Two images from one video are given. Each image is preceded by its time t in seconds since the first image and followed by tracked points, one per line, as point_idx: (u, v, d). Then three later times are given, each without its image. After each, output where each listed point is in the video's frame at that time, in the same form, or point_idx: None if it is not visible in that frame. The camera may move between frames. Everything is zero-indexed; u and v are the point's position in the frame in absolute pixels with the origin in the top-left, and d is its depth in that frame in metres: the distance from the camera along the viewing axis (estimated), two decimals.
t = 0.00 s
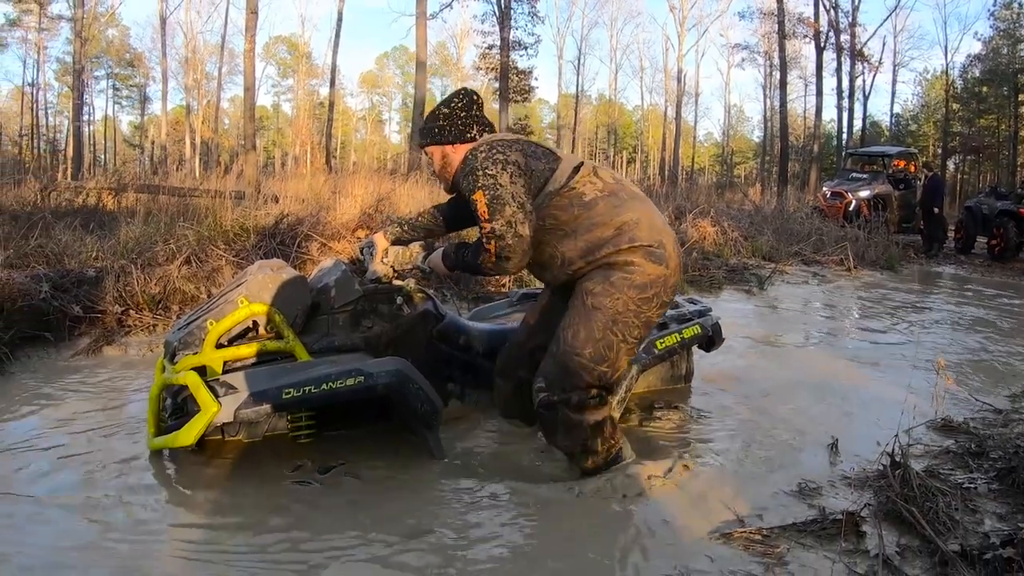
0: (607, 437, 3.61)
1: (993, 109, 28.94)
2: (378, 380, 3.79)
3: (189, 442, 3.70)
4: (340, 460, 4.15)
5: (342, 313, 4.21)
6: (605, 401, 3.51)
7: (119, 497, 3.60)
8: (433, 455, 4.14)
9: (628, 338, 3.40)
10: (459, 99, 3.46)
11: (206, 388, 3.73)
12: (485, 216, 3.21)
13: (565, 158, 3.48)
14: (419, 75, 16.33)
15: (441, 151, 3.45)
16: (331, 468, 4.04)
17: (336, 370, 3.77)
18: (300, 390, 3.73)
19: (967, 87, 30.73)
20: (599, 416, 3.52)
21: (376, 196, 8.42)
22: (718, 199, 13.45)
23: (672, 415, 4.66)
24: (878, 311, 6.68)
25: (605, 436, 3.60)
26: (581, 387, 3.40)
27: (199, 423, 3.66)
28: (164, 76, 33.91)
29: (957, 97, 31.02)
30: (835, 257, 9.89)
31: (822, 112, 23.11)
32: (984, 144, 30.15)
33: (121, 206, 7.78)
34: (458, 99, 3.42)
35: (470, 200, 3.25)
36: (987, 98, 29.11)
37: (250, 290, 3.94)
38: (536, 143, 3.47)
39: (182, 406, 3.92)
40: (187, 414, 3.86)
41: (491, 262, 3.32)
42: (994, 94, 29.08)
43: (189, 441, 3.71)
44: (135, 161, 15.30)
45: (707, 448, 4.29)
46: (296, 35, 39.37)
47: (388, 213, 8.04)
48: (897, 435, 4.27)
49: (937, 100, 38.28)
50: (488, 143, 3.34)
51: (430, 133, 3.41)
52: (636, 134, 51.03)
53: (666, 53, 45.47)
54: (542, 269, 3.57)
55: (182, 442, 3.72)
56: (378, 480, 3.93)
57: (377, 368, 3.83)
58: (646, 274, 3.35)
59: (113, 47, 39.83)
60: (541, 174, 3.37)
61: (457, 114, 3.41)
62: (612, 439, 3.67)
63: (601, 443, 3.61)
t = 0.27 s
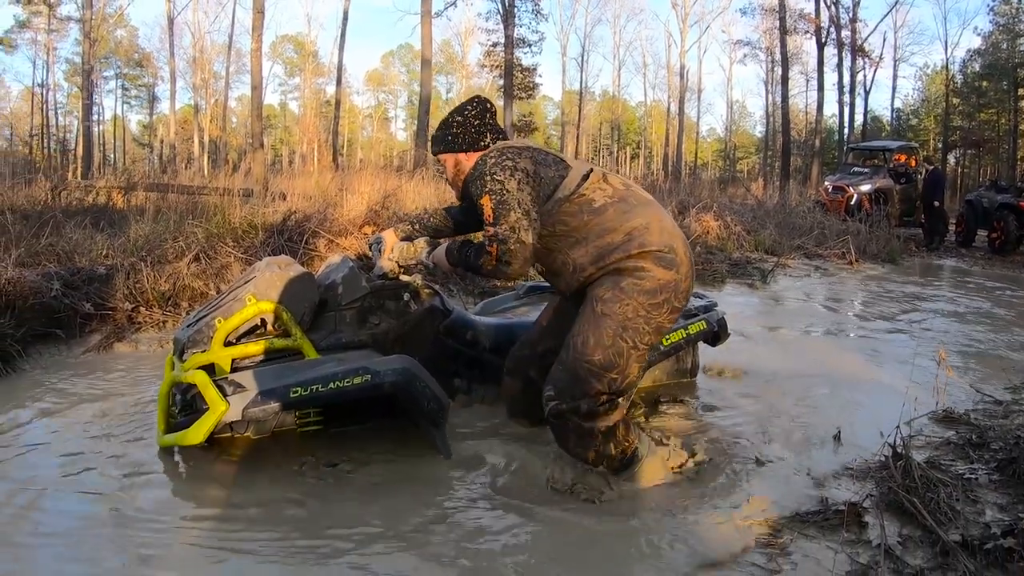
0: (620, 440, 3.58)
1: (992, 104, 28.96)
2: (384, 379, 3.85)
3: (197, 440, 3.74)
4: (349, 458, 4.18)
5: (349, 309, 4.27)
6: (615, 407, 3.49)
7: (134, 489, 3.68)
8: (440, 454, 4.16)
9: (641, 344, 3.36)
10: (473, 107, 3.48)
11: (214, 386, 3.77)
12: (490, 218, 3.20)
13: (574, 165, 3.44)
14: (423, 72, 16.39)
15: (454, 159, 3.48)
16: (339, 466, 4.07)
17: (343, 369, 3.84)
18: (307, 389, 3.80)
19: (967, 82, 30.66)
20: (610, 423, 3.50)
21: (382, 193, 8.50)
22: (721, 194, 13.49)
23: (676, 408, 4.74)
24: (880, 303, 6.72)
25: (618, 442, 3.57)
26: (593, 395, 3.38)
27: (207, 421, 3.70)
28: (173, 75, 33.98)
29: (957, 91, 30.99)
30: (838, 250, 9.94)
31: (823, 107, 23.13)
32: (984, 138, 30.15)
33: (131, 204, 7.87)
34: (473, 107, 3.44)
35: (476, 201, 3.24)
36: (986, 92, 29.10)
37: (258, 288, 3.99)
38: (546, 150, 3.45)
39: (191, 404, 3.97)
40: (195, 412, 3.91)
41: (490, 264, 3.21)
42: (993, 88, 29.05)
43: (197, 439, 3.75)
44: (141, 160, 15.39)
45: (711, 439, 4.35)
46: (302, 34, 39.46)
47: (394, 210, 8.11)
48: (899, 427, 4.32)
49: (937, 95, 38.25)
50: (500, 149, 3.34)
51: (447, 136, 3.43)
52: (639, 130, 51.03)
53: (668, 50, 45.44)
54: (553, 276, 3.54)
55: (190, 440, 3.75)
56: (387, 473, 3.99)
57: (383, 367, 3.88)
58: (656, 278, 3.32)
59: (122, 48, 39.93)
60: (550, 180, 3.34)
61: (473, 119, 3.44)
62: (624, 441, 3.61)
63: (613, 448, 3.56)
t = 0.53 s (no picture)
0: (616, 434, 3.66)
1: (989, 98, 28.99)
2: (378, 374, 3.94)
3: (194, 434, 3.79)
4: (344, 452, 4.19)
5: (346, 305, 4.29)
6: (607, 403, 3.59)
7: (144, 481, 3.74)
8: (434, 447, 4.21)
9: (628, 338, 3.40)
10: (464, 100, 3.50)
11: (211, 381, 3.83)
12: (479, 212, 3.27)
13: (563, 155, 3.47)
14: (425, 70, 16.46)
15: (445, 152, 3.53)
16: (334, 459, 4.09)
17: (337, 364, 3.92)
18: (302, 383, 3.86)
19: (964, 76, 30.61)
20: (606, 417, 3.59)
21: (386, 189, 8.57)
22: (721, 189, 13.53)
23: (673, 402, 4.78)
24: (879, 296, 6.77)
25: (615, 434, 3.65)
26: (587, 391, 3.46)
27: (203, 415, 3.76)
28: (178, 74, 34.04)
29: (955, 86, 30.99)
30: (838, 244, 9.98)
31: (822, 102, 23.16)
32: (982, 133, 30.16)
33: (138, 202, 7.96)
34: (464, 100, 3.46)
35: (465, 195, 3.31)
36: (983, 87, 29.10)
37: (255, 284, 4.04)
38: (534, 141, 3.48)
39: (190, 398, 4.02)
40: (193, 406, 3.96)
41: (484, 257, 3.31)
42: (990, 83, 29.01)
43: (195, 433, 3.80)
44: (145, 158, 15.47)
45: (711, 432, 4.39)
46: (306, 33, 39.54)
47: (397, 207, 8.17)
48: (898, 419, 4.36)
49: (933, 89, 38.14)
50: (488, 141, 3.38)
51: (437, 128, 3.46)
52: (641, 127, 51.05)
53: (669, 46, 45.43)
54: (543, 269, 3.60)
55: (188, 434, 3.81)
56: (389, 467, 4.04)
57: (377, 362, 3.97)
58: (641, 271, 3.34)
59: (126, 47, 40.01)
60: (538, 171, 3.38)
61: (464, 112, 3.47)
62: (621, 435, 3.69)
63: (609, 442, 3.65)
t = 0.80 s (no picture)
0: (613, 431, 3.70)
1: (986, 94, 29.01)
2: (369, 371, 3.74)
3: (184, 432, 3.67)
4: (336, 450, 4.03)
5: (337, 304, 4.24)
6: (601, 401, 3.63)
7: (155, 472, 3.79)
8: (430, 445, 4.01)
9: (617, 336, 3.43)
10: (444, 95, 3.55)
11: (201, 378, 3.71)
12: (466, 210, 3.27)
13: (546, 151, 3.51)
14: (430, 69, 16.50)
15: (429, 148, 3.59)
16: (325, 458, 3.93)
17: (329, 362, 3.75)
18: (292, 381, 3.70)
19: (960, 73, 30.46)
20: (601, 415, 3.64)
21: (390, 186, 8.63)
22: (722, 185, 13.57)
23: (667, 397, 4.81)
24: (879, 291, 6.81)
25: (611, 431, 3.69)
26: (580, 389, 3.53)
27: (194, 413, 3.64)
28: (186, 74, 34.05)
29: (953, 83, 30.99)
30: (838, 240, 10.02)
31: (822, 98, 23.18)
32: (980, 129, 30.14)
33: (146, 201, 8.03)
34: (444, 95, 3.51)
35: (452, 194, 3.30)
36: (980, 84, 29.09)
37: (247, 281, 4.02)
38: (516, 137, 3.49)
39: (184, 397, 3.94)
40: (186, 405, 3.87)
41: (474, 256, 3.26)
42: (987, 79, 28.96)
43: (185, 432, 3.68)
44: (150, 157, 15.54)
45: (713, 426, 4.43)
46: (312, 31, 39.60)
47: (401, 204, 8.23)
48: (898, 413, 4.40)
49: (931, 86, 37.93)
50: (471, 138, 3.41)
51: (418, 126, 3.54)
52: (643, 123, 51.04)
53: (671, 44, 45.41)
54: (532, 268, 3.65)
55: (178, 433, 3.69)
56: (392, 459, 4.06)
57: (368, 359, 3.78)
58: (627, 268, 3.37)
59: (133, 47, 40.08)
60: (521, 168, 3.40)
61: (444, 107, 3.52)
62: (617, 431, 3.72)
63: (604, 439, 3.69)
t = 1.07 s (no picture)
0: (614, 434, 3.79)
1: (993, 95, 28.97)
2: (370, 374, 3.80)
3: (186, 432, 3.76)
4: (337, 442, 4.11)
5: (340, 303, 4.29)
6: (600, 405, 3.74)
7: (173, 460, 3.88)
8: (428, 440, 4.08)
9: (613, 342, 3.49)
10: (433, 97, 3.65)
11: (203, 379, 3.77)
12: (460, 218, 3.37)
13: (536, 155, 3.57)
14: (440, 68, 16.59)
15: (420, 151, 3.68)
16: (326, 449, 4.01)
17: (332, 364, 3.82)
18: (294, 384, 3.78)
19: (966, 75, 30.43)
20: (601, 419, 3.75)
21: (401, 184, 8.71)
22: (730, 184, 13.63)
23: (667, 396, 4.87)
24: (884, 290, 6.86)
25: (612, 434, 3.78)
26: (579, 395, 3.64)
27: (194, 414, 3.72)
28: (199, 72, 34.17)
29: (959, 84, 30.96)
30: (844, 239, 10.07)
31: (829, 99, 23.17)
32: (986, 131, 30.11)
33: (161, 197, 8.15)
34: (432, 97, 3.61)
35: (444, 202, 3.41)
36: (986, 86, 29.06)
37: (248, 281, 4.01)
38: (506, 142, 3.57)
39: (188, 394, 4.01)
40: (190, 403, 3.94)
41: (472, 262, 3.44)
42: (993, 82, 28.93)
43: (187, 431, 3.77)
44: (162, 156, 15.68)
45: (718, 421, 4.50)
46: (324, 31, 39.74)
47: (411, 202, 8.32)
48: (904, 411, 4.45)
49: (936, 88, 37.81)
50: (460, 144, 3.49)
51: (408, 131, 3.62)
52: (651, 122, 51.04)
53: (679, 43, 45.38)
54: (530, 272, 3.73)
55: (181, 432, 3.78)
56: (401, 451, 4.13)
57: (369, 362, 3.83)
58: (617, 272, 3.43)
59: (145, 45, 40.32)
60: (510, 174, 3.48)
61: (433, 110, 3.60)
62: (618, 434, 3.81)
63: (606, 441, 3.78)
